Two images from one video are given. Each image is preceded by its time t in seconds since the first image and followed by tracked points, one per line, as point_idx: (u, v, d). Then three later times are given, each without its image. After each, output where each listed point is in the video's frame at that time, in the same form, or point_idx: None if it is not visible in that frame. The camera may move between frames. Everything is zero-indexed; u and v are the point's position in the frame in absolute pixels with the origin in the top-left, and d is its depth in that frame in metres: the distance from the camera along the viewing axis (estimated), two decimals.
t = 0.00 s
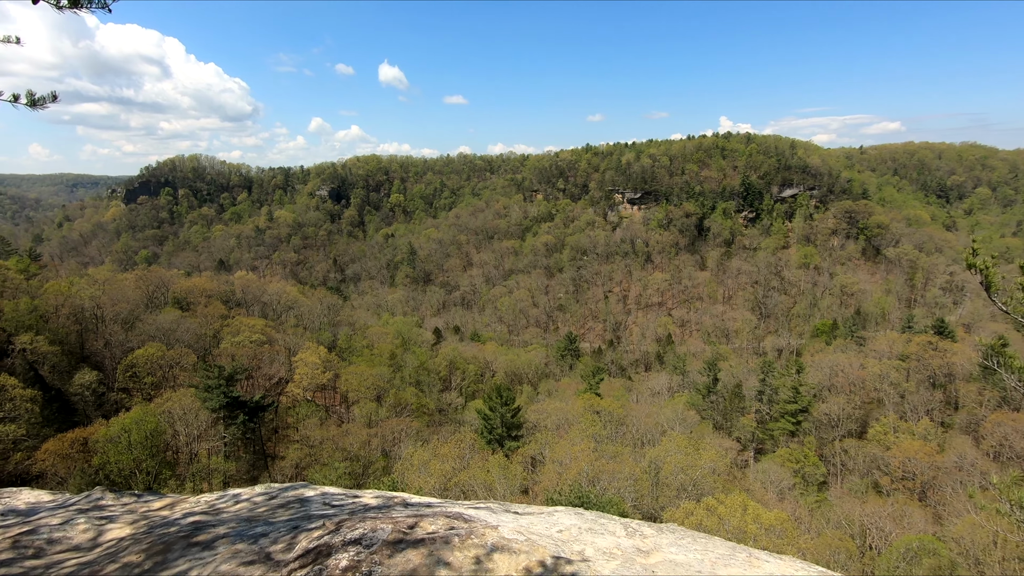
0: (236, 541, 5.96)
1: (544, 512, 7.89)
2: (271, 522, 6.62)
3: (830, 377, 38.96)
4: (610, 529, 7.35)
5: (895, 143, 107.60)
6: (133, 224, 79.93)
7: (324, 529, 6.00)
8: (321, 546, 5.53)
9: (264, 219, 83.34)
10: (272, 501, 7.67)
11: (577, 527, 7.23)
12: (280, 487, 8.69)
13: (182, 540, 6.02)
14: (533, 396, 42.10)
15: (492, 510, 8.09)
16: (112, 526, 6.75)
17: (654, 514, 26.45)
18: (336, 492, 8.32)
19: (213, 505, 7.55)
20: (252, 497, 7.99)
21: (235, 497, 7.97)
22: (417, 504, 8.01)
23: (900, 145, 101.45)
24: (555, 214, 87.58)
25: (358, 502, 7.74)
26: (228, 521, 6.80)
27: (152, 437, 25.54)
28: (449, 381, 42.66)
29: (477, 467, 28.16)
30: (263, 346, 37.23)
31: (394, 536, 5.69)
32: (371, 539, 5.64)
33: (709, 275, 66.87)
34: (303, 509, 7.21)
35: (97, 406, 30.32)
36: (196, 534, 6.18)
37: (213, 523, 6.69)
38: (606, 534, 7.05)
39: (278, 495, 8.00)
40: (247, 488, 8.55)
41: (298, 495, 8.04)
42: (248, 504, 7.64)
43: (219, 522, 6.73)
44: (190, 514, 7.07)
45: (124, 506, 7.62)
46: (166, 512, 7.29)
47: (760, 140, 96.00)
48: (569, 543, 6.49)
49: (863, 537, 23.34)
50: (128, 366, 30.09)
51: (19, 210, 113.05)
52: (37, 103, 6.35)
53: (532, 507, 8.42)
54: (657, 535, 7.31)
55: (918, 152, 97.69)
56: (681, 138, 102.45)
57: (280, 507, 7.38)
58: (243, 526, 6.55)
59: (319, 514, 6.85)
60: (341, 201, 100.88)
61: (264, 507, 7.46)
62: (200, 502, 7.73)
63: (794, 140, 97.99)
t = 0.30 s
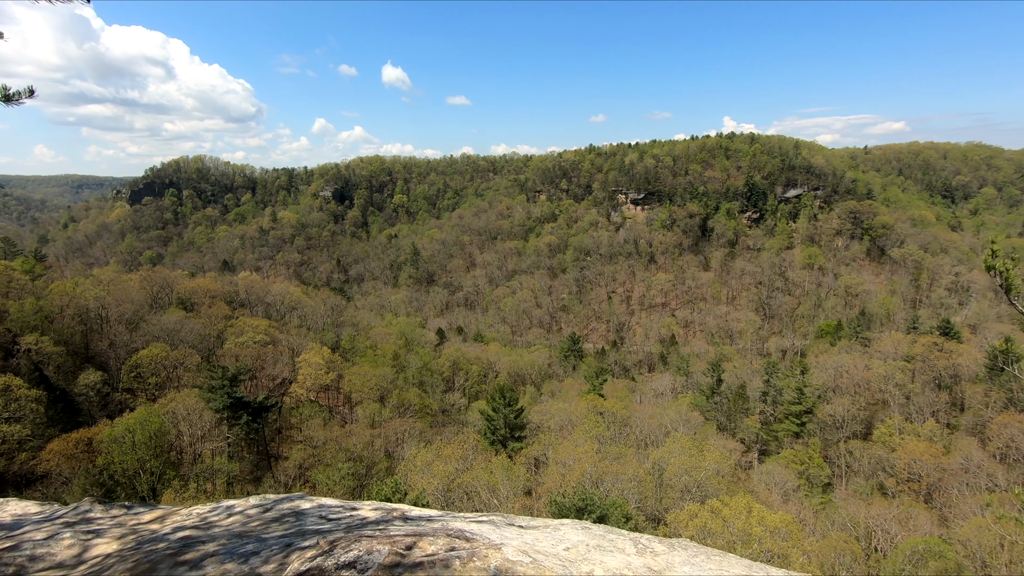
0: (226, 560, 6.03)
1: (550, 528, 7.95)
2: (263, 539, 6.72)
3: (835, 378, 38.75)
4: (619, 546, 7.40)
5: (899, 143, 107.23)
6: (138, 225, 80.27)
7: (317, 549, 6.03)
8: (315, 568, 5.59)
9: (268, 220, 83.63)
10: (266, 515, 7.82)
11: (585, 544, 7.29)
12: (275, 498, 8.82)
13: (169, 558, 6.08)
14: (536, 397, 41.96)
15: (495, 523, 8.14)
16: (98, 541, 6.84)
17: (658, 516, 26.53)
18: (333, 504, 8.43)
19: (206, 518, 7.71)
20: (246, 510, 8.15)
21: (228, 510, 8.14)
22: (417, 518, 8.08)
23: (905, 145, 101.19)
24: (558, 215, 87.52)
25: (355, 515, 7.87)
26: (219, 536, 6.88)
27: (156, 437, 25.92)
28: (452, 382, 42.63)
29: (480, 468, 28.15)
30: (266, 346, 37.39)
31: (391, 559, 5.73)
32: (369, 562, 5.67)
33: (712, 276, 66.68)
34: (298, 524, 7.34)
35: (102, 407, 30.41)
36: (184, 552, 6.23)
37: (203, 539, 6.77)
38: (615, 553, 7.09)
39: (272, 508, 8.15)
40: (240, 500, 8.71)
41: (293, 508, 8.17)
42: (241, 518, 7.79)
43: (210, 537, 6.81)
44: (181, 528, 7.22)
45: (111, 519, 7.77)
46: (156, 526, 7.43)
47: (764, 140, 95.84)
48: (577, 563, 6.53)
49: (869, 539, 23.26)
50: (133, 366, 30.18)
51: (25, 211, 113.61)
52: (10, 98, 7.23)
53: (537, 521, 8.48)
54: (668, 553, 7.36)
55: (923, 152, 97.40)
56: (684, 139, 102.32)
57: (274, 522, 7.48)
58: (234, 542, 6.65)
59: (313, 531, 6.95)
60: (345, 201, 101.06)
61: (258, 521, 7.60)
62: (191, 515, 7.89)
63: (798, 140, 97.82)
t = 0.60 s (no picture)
0: None
1: (546, 541, 8.08)
2: (242, 555, 6.99)
3: (838, 379, 38.59)
4: (619, 562, 7.48)
5: (903, 144, 106.99)
6: (141, 226, 80.45)
7: (294, 567, 6.36)
8: None
9: (271, 220, 83.79)
10: (248, 528, 8.10)
11: (581, 561, 7.42)
12: (261, 508, 9.08)
13: None
14: (538, 398, 41.88)
15: (487, 535, 8.28)
16: (70, 554, 7.09)
17: (661, 517, 26.39)
18: (319, 514, 8.69)
19: (185, 531, 8.00)
20: (229, 521, 8.42)
21: (211, 521, 8.43)
22: (405, 531, 8.22)
23: (909, 146, 101.00)
24: (560, 215, 87.44)
25: (340, 527, 8.12)
26: (195, 551, 7.19)
27: (158, 437, 26.21)
28: (454, 382, 42.64)
29: (481, 469, 28.13)
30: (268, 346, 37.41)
31: None
32: None
33: (715, 276, 66.49)
34: (280, 538, 7.62)
35: (104, 407, 30.54)
36: (157, 570, 6.51)
37: (179, 555, 7.07)
38: (613, 570, 7.19)
39: (255, 520, 8.43)
40: (225, 510, 8.98)
41: (278, 520, 8.44)
42: (222, 530, 8.07)
43: (186, 553, 7.11)
44: (158, 542, 7.51)
45: (83, 529, 8.02)
46: (131, 539, 7.72)
47: (767, 140, 95.70)
48: None
49: (872, 541, 23.16)
50: (135, 366, 30.30)
51: (30, 212, 114.02)
52: None
53: (533, 533, 8.61)
54: (667, 568, 7.47)
55: (926, 152, 97.20)
56: (686, 139, 102.16)
57: (256, 535, 7.78)
58: (211, 558, 6.93)
59: (294, 546, 7.20)
60: (348, 201, 101.20)
61: (239, 534, 7.88)
62: (171, 527, 8.19)
63: (801, 140, 97.67)
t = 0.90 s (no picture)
0: None
1: (544, 564, 7.96)
2: None
3: (841, 380, 38.44)
4: None
5: (907, 144, 106.71)
6: (144, 226, 80.70)
7: None
8: None
9: (274, 220, 83.96)
10: (230, 546, 7.77)
11: None
12: (246, 522, 8.73)
13: None
14: (540, 398, 41.82)
15: (483, 556, 8.10)
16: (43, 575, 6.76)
17: (664, 519, 26.33)
18: (307, 531, 8.41)
19: (165, 548, 7.66)
20: (211, 539, 8.07)
21: (192, 538, 8.08)
22: (395, 550, 7.97)
23: (913, 146, 100.78)
24: (563, 215, 87.31)
25: (328, 547, 7.86)
26: (172, 574, 6.87)
27: (161, 437, 26.35)
28: (456, 383, 42.59)
29: (483, 469, 28.15)
30: (271, 346, 37.38)
31: None
32: None
33: (718, 276, 66.22)
34: (263, 560, 7.33)
35: (108, 406, 30.58)
36: None
37: None
38: None
39: (239, 537, 8.09)
40: (208, 525, 8.61)
41: (262, 537, 8.10)
42: (203, 548, 7.76)
43: None
44: (134, 563, 7.17)
45: (64, 545, 7.64)
46: (108, 558, 7.36)
47: (770, 141, 95.55)
48: None
49: (876, 543, 22.98)
50: (138, 366, 30.34)
51: (34, 212, 114.58)
52: None
53: (530, 551, 8.47)
54: None
55: (930, 152, 96.96)
56: (689, 139, 102.08)
57: (238, 555, 7.49)
58: None
59: (279, 570, 6.94)
60: (350, 202, 101.46)
61: (220, 553, 7.56)
62: (151, 544, 7.85)
63: (804, 140, 97.49)
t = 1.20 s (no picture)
0: None
1: None
2: None
3: (846, 382, 38.22)
4: None
5: (913, 145, 106.31)
6: (150, 225, 81.16)
7: None
8: None
9: (278, 220, 84.26)
10: (223, 561, 7.28)
11: None
12: (243, 531, 8.23)
13: None
14: (544, 399, 41.73)
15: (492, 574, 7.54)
16: None
17: (667, 520, 26.25)
18: (305, 543, 7.90)
19: (153, 564, 7.20)
20: (202, 551, 7.59)
21: (183, 550, 7.61)
22: (400, 567, 7.50)
23: (919, 147, 100.35)
24: (567, 215, 87.22)
25: (326, 564, 7.34)
26: None
27: (166, 436, 26.47)
28: (460, 382, 42.54)
29: (487, 470, 28.15)
30: (275, 346, 37.41)
31: None
32: None
33: (723, 277, 65.92)
34: None
35: (112, 405, 30.71)
36: None
37: None
38: None
39: (232, 550, 7.59)
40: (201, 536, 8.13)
41: (257, 550, 7.60)
42: (194, 562, 7.28)
43: None
44: None
45: (46, 557, 7.21)
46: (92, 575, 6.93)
47: (775, 141, 95.29)
48: None
49: (881, 546, 22.77)
50: (143, 364, 30.43)
51: (41, 211, 115.27)
52: None
53: (542, 568, 7.89)
54: None
55: (937, 153, 96.46)
56: (693, 140, 101.92)
57: (229, 572, 7.00)
58: None
59: None
60: (355, 201, 101.71)
61: (211, 570, 7.07)
62: (139, 559, 7.39)
63: (810, 141, 97.17)
